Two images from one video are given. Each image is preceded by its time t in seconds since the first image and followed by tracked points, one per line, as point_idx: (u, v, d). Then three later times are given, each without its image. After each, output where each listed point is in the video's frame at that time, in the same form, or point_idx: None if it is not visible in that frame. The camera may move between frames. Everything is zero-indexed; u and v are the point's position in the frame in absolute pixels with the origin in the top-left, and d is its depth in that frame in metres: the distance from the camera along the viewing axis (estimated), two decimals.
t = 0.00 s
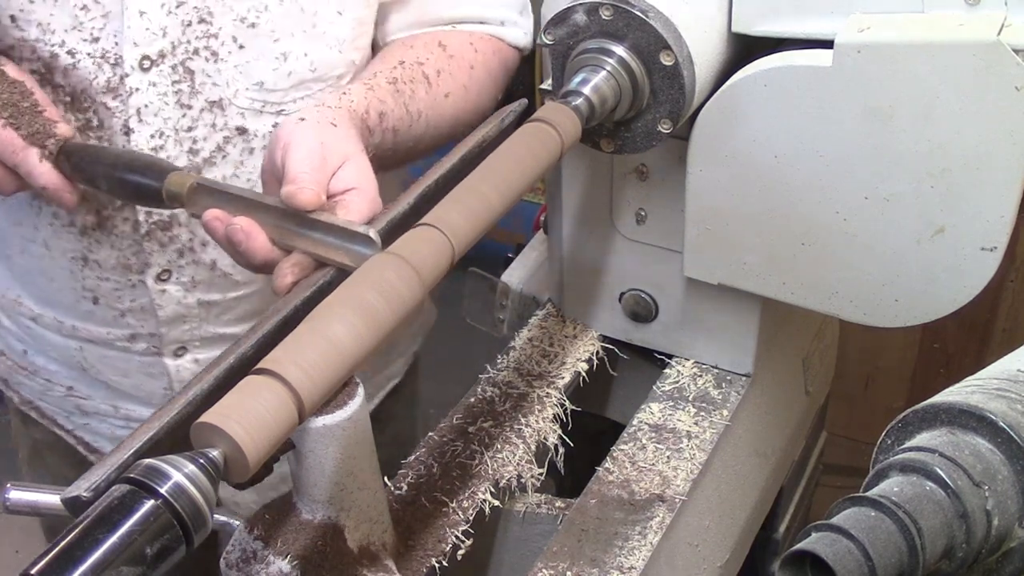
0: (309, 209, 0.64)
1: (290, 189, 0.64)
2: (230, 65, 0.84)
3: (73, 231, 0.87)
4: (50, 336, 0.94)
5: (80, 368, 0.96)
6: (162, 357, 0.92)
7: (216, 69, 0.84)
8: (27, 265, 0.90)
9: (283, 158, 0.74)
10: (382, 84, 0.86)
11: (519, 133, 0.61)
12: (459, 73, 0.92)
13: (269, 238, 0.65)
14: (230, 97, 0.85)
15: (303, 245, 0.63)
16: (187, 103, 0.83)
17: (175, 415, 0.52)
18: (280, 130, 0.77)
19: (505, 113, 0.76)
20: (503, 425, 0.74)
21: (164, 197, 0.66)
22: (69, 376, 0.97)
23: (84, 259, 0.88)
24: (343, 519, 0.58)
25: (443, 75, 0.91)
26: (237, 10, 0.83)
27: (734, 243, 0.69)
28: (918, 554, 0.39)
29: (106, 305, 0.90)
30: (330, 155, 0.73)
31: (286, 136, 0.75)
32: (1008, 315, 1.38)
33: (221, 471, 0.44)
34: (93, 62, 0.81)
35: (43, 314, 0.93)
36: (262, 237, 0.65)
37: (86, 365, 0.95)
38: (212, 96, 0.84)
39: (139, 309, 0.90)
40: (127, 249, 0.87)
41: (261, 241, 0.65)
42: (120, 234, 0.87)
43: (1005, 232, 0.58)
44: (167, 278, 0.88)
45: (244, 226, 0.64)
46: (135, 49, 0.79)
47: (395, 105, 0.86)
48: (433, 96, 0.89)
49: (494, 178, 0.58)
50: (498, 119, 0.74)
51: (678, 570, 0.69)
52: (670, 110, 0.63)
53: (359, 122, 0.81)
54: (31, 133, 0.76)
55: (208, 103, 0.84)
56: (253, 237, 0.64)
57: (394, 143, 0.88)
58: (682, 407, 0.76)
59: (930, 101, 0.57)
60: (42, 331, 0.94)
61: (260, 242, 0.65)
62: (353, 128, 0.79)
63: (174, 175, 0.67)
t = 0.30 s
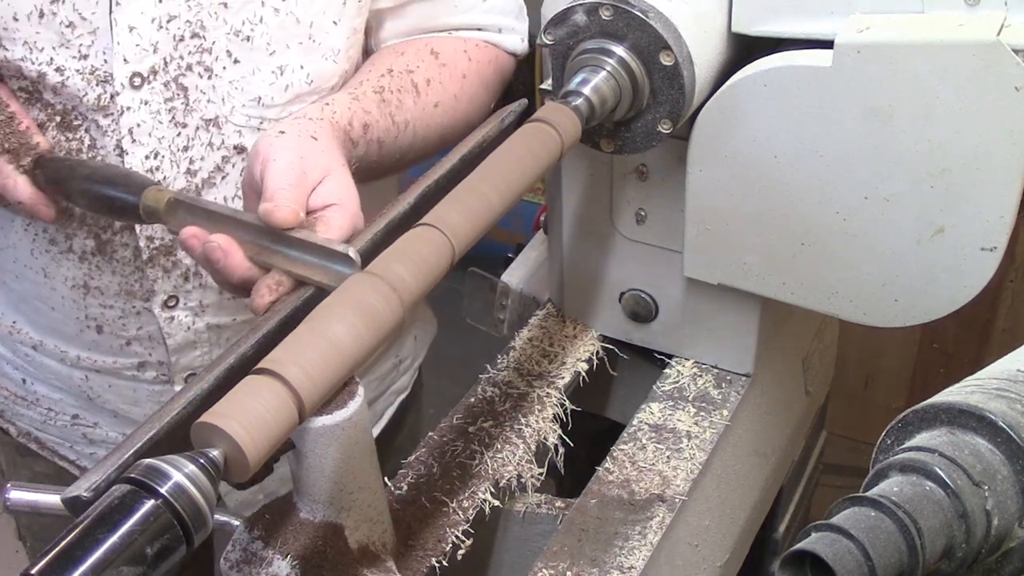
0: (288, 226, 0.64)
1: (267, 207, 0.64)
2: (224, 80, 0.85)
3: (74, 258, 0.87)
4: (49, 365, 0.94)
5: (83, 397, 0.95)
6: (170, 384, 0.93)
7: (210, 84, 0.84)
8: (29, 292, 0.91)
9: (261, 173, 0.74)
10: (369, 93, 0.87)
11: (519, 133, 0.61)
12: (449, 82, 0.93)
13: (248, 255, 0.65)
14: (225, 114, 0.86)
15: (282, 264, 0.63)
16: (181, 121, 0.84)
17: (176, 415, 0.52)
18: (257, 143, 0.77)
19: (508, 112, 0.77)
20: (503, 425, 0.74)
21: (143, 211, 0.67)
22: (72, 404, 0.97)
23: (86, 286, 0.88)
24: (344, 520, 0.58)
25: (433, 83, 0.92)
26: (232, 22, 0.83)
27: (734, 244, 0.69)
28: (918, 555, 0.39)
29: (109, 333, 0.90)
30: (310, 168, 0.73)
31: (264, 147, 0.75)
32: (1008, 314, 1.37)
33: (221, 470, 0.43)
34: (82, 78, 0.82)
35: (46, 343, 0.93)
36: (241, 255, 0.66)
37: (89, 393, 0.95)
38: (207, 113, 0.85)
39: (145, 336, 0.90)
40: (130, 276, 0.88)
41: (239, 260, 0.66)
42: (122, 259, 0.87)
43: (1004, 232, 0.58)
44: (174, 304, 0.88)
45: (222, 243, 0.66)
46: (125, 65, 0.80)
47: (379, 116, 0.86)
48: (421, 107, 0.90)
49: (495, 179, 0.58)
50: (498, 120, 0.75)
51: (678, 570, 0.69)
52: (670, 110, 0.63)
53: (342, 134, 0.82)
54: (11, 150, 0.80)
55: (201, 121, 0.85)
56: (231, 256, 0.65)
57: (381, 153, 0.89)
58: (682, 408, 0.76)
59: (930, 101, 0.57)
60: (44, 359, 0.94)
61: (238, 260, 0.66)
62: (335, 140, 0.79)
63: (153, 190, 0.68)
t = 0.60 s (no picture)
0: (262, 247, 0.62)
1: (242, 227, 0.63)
2: (202, 93, 0.84)
3: (51, 272, 0.87)
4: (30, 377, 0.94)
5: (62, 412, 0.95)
6: (151, 400, 0.92)
7: (188, 97, 0.84)
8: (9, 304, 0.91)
9: (237, 191, 0.73)
10: (349, 108, 0.86)
11: (519, 133, 0.61)
12: (433, 95, 0.92)
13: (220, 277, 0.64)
14: (204, 127, 0.85)
15: (257, 286, 0.61)
16: (158, 135, 0.83)
17: (176, 414, 0.52)
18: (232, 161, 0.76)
19: (507, 113, 0.77)
20: (503, 425, 0.74)
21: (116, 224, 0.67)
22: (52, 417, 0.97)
23: (64, 301, 0.88)
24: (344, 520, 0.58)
25: (416, 97, 0.91)
26: (209, 35, 0.83)
27: (734, 244, 0.69)
28: (917, 554, 0.39)
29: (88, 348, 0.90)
30: (287, 188, 0.73)
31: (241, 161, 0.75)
32: (1008, 314, 1.37)
33: (222, 472, 0.44)
34: (57, 92, 0.81)
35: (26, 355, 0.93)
36: (214, 276, 0.64)
37: (69, 408, 0.94)
38: (185, 127, 0.84)
39: (124, 352, 0.90)
40: (108, 292, 0.87)
41: (212, 281, 0.64)
42: (100, 274, 0.86)
43: (1004, 232, 0.58)
44: (153, 319, 0.86)
45: (193, 263, 0.64)
46: (101, 78, 0.80)
47: (361, 131, 0.86)
48: (404, 121, 0.90)
49: (494, 179, 0.58)
50: (498, 120, 0.75)
51: (678, 570, 0.69)
52: (670, 110, 0.63)
53: (321, 150, 0.81)
54: None
55: (179, 134, 0.84)
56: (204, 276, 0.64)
57: (360, 170, 0.88)
58: (682, 408, 0.76)
59: (930, 101, 0.57)
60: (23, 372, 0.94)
61: (211, 281, 0.64)
62: (313, 156, 0.79)
63: (126, 207, 0.67)
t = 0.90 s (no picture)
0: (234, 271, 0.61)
1: (212, 251, 0.61)
2: (177, 109, 0.84)
3: (25, 289, 0.85)
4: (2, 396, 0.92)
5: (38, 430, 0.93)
6: (129, 417, 0.91)
7: (163, 113, 0.83)
8: None
9: (208, 212, 0.73)
10: (325, 123, 0.86)
11: (519, 133, 0.61)
12: (411, 108, 0.92)
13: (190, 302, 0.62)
14: (177, 144, 0.84)
15: (228, 312, 0.60)
16: (133, 151, 0.82)
17: (176, 415, 0.52)
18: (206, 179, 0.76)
19: (507, 112, 0.76)
20: (503, 425, 0.74)
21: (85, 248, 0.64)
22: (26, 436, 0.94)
23: (38, 319, 0.86)
24: (344, 520, 0.58)
25: (394, 110, 0.91)
26: (184, 49, 0.83)
27: (734, 244, 0.69)
28: (917, 554, 0.39)
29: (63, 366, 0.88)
30: (260, 208, 0.72)
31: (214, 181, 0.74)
32: (1008, 314, 1.37)
33: (221, 470, 0.44)
34: (29, 108, 0.78)
35: None
36: (185, 300, 0.62)
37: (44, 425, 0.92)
38: (160, 143, 0.83)
39: (100, 370, 0.88)
40: (84, 309, 0.85)
41: (182, 304, 0.62)
42: (75, 292, 0.84)
43: (1003, 232, 0.58)
44: (130, 337, 0.86)
45: (163, 288, 0.62)
46: (74, 94, 0.78)
47: (336, 147, 0.86)
48: (382, 135, 0.90)
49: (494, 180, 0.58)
50: (498, 120, 0.75)
51: (678, 570, 0.69)
52: (670, 110, 0.63)
53: (296, 167, 0.81)
54: None
55: (155, 151, 0.83)
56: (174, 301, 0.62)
57: (338, 186, 0.88)
58: (682, 407, 0.76)
59: (930, 101, 0.57)
60: None
61: (181, 306, 0.62)
62: (287, 174, 0.79)
63: (98, 226, 0.64)
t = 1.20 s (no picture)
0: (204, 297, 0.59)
1: (182, 275, 0.60)
2: (150, 127, 0.83)
3: None
4: None
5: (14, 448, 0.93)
6: (105, 437, 0.91)
7: (135, 132, 0.83)
8: None
9: (178, 233, 0.72)
10: (301, 140, 0.86)
11: (519, 133, 0.61)
12: (388, 123, 0.92)
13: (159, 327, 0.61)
14: (151, 163, 0.84)
15: (197, 338, 0.58)
16: (106, 171, 0.81)
17: (177, 415, 0.52)
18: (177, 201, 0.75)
19: (507, 113, 0.76)
20: (503, 425, 0.74)
21: (52, 270, 0.61)
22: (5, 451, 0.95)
23: (10, 340, 0.85)
24: (344, 520, 0.58)
25: (371, 126, 0.91)
26: (156, 67, 0.82)
27: (734, 244, 0.69)
28: (917, 554, 0.39)
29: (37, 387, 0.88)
30: (232, 231, 0.72)
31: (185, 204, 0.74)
32: (1007, 313, 1.38)
33: (221, 470, 0.44)
34: None
35: None
36: (153, 323, 0.61)
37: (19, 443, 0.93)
38: (134, 162, 0.83)
39: (75, 391, 0.88)
40: (56, 330, 0.85)
41: (150, 329, 0.61)
42: (46, 313, 0.84)
43: (1003, 232, 0.58)
44: (104, 359, 0.84)
45: (132, 312, 0.61)
46: (43, 113, 0.77)
47: (312, 164, 0.86)
48: (360, 151, 0.90)
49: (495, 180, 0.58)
50: (498, 120, 0.75)
51: (677, 570, 0.69)
52: (670, 110, 0.63)
53: (270, 187, 0.81)
54: None
55: (128, 171, 0.83)
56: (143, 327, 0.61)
57: (313, 203, 0.88)
58: (682, 407, 0.76)
59: (930, 101, 0.57)
60: None
61: (150, 332, 0.61)
62: (261, 194, 0.79)
63: (65, 246, 0.62)
